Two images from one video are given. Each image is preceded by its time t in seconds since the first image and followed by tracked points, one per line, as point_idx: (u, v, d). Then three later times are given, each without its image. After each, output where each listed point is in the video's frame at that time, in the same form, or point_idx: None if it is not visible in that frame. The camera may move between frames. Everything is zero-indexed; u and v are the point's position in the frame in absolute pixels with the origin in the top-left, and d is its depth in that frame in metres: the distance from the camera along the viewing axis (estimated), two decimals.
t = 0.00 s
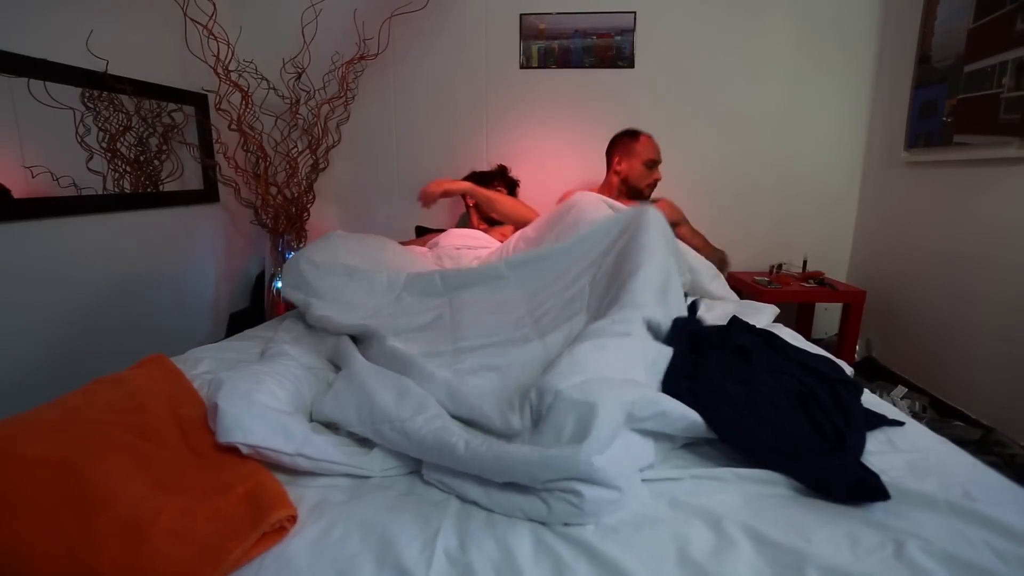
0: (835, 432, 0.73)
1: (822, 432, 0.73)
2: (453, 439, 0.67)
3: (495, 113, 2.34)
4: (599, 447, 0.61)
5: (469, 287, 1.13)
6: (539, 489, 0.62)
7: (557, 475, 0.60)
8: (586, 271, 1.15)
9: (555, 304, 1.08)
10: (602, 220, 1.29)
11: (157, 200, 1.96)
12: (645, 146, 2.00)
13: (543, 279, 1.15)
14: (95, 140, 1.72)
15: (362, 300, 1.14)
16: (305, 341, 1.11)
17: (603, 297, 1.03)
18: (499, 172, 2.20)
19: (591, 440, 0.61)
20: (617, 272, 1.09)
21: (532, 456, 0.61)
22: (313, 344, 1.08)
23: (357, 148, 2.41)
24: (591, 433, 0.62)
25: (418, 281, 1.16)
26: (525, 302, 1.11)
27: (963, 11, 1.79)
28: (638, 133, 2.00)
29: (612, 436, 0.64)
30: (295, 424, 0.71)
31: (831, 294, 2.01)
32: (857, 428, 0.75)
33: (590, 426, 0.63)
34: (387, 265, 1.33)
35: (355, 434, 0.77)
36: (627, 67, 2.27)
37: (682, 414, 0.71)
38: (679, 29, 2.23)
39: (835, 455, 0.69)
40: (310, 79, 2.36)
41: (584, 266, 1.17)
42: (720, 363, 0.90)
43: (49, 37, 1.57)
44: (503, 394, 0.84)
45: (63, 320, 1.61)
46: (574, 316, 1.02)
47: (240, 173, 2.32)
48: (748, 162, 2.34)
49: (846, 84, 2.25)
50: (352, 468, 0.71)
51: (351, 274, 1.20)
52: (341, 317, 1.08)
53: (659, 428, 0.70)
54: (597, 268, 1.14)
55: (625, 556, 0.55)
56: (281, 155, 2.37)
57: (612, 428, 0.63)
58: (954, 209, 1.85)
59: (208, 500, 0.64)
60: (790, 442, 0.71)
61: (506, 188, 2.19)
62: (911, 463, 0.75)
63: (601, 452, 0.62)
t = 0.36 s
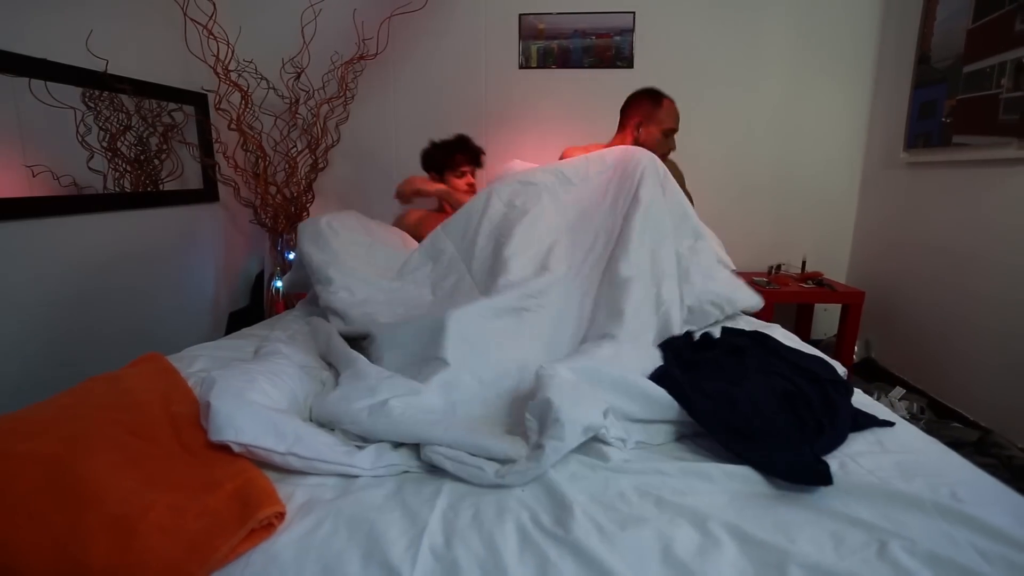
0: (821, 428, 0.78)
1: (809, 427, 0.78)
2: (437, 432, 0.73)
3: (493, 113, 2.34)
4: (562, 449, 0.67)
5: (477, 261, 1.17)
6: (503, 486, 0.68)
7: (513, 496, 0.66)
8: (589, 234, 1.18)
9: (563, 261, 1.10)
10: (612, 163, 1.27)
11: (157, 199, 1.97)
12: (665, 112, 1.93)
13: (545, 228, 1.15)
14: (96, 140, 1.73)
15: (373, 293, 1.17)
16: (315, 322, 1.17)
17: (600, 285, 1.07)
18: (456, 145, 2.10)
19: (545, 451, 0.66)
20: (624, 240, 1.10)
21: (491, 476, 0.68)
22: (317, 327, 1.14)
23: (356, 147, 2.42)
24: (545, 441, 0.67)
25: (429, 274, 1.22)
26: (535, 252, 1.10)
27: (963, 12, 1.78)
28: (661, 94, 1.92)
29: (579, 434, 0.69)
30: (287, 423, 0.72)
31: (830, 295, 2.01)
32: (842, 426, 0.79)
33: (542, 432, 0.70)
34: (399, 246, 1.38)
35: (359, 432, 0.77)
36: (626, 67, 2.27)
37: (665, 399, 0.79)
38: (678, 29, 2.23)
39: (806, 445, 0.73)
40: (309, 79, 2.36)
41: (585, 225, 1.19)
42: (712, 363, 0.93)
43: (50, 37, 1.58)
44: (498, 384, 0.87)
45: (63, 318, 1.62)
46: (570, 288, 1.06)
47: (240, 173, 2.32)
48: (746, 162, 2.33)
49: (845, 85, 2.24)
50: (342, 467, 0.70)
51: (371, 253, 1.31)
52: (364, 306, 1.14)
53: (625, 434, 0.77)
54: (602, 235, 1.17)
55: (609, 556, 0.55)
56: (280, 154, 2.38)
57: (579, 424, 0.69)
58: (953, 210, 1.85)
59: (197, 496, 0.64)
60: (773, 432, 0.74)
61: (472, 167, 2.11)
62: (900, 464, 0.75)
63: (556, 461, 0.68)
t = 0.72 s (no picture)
0: (813, 432, 0.78)
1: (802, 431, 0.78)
2: (418, 438, 0.71)
3: (494, 113, 2.35)
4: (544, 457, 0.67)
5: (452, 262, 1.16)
6: (488, 492, 0.67)
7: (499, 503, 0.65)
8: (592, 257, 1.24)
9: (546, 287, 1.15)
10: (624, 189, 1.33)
11: (160, 199, 1.98)
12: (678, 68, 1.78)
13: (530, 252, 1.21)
14: (99, 140, 1.74)
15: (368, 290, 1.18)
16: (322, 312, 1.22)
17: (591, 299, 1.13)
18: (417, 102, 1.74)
19: (528, 459, 0.66)
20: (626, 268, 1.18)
21: (474, 483, 0.67)
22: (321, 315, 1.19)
23: (357, 148, 2.42)
24: (528, 449, 0.67)
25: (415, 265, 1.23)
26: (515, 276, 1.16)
27: (965, 12, 1.77)
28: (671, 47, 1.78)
29: (564, 442, 0.69)
30: (278, 420, 0.72)
31: (831, 296, 2.00)
32: (836, 428, 0.79)
33: (525, 440, 0.70)
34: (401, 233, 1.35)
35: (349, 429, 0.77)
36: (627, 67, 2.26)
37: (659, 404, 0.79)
38: (679, 30, 2.22)
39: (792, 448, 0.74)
40: (311, 79, 2.37)
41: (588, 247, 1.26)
42: (707, 364, 0.93)
43: (54, 38, 1.59)
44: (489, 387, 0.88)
45: (66, 317, 1.63)
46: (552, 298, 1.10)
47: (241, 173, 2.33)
48: (748, 163, 2.33)
49: (848, 85, 2.23)
50: (332, 462, 0.71)
51: (367, 240, 1.31)
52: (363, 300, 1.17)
53: (614, 439, 0.77)
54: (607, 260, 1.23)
55: (596, 556, 0.55)
56: (281, 154, 2.38)
57: (564, 434, 0.69)
58: (955, 211, 1.83)
59: (189, 492, 0.64)
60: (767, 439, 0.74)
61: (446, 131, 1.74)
62: (894, 466, 0.74)
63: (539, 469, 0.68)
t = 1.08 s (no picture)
0: (799, 429, 0.81)
1: (789, 425, 0.82)
2: (425, 428, 0.72)
3: (493, 113, 2.35)
4: (555, 442, 0.68)
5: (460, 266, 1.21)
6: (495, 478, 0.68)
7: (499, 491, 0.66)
8: (593, 274, 1.31)
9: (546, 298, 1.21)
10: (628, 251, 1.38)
11: (161, 198, 1.99)
12: (693, 109, 1.79)
13: (532, 265, 1.28)
14: (101, 140, 1.75)
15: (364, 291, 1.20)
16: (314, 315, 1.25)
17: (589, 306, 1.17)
18: (437, 88, 1.72)
19: (537, 445, 0.67)
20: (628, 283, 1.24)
21: (483, 468, 0.68)
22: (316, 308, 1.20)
23: (357, 148, 2.43)
24: (538, 436, 0.68)
25: (416, 266, 1.26)
26: (521, 287, 1.22)
27: (965, 11, 1.77)
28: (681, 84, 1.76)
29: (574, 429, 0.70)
30: (273, 417, 0.72)
31: (830, 296, 2.00)
32: (821, 427, 0.82)
33: (534, 425, 0.71)
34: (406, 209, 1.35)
35: (348, 424, 0.78)
36: (627, 67, 2.26)
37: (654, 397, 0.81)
38: (679, 29, 2.22)
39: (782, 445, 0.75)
40: (310, 79, 2.37)
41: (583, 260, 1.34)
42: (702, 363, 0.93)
43: (55, 38, 1.60)
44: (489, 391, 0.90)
45: (67, 315, 1.64)
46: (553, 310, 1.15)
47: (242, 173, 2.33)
48: (747, 163, 2.33)
49: (847, 85, 2.23)
50: (326, 458, 0.71)
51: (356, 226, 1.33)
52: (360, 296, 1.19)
53: (610, 431, 0.77)
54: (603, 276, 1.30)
55: (586, 551, 0.55)
56: (282, 154, 2.39)
57: (575, 423, 0.69)
58: (955, 210, 1.83)
59: (182, 488, 0.64)
60: (753, 428, 0.74)
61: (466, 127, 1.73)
62: (886, 463, 0.75)
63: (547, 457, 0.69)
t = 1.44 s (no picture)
0: (788, 424, 0.82)
1: (777, 422, 0.82)
2: (411, 430, 0.72)
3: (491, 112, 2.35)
4: (535, 451, 0.68)
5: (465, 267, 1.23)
6: (477, 485, 0.68)
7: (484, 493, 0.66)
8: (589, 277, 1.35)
9: (551, 304, 1.26)
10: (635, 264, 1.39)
11: (158, 198, 1.99)
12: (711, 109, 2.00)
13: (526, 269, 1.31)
14: (99, 140, 1.76)
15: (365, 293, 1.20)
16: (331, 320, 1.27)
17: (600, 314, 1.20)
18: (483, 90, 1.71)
19: (518, 451, 0.67)
20: (640, 287, 1.25)
21: (464, 475, 0.68)
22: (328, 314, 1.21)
23: (354, 147, 2.43)
24: (518, 442, 0.68)
25: (425, 271, 1.29)
26: (524, 290, 1.27)
27: (961, 10, 1.76)
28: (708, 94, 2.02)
29: (553, 437, 0.70)
30: (260, 416, 0.73)
31: (827, 296, 2.00)
32: (811, 424, 0.82)
33: (516, 432, 0.70)
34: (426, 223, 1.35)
35: (337, 423, 0.78)
36: (623, 66, 2.26)
37: (646, 401, 0.81)
38: (676, 28, 2.22)
39: (765, 441, 0.76)
40: (308, 79, 2.38)
41: (585, 259, 1.38)
42: (691, 363, 0.94)
43: (53, 39, 1.60)
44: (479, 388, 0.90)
45: (66, 315, 1.65)
46: (558, 315, 1.20)
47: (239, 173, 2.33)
48: (745, 163, 2.33)
49: (844, 84, 2.22)
50: (312, 457, 0.71)
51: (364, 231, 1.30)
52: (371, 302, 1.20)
53: (599, 432, 0.77)
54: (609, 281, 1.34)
55: (569, 553, 0.55)
56: (279, 154, 2.39)
57: (553, 428, 0.69)
58: (952, 210, 1.83)
59: (168, 488, 0.64)
60: (738, 429, 0.76)
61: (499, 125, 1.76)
62: (874, 463, 0.75)
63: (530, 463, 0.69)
